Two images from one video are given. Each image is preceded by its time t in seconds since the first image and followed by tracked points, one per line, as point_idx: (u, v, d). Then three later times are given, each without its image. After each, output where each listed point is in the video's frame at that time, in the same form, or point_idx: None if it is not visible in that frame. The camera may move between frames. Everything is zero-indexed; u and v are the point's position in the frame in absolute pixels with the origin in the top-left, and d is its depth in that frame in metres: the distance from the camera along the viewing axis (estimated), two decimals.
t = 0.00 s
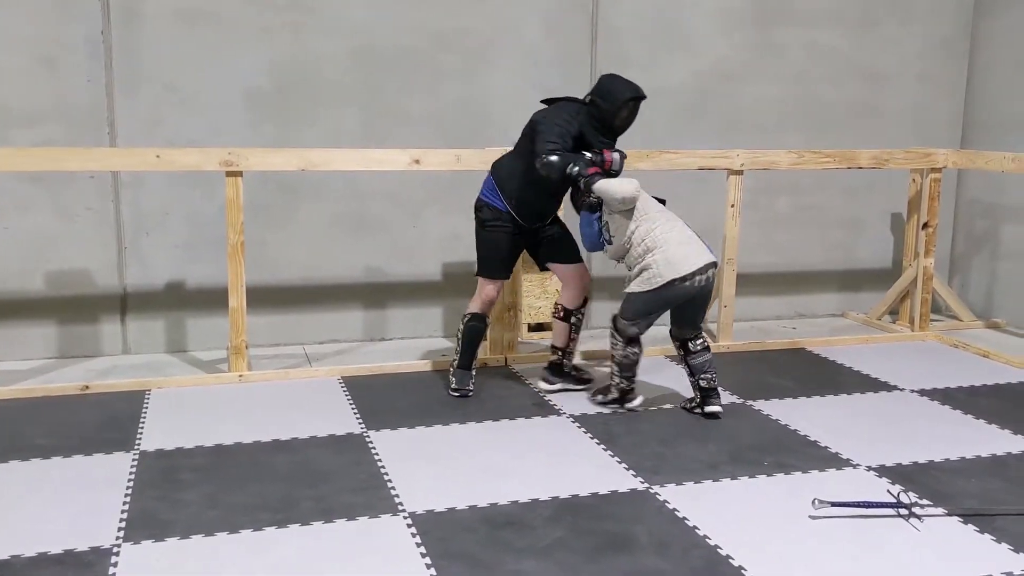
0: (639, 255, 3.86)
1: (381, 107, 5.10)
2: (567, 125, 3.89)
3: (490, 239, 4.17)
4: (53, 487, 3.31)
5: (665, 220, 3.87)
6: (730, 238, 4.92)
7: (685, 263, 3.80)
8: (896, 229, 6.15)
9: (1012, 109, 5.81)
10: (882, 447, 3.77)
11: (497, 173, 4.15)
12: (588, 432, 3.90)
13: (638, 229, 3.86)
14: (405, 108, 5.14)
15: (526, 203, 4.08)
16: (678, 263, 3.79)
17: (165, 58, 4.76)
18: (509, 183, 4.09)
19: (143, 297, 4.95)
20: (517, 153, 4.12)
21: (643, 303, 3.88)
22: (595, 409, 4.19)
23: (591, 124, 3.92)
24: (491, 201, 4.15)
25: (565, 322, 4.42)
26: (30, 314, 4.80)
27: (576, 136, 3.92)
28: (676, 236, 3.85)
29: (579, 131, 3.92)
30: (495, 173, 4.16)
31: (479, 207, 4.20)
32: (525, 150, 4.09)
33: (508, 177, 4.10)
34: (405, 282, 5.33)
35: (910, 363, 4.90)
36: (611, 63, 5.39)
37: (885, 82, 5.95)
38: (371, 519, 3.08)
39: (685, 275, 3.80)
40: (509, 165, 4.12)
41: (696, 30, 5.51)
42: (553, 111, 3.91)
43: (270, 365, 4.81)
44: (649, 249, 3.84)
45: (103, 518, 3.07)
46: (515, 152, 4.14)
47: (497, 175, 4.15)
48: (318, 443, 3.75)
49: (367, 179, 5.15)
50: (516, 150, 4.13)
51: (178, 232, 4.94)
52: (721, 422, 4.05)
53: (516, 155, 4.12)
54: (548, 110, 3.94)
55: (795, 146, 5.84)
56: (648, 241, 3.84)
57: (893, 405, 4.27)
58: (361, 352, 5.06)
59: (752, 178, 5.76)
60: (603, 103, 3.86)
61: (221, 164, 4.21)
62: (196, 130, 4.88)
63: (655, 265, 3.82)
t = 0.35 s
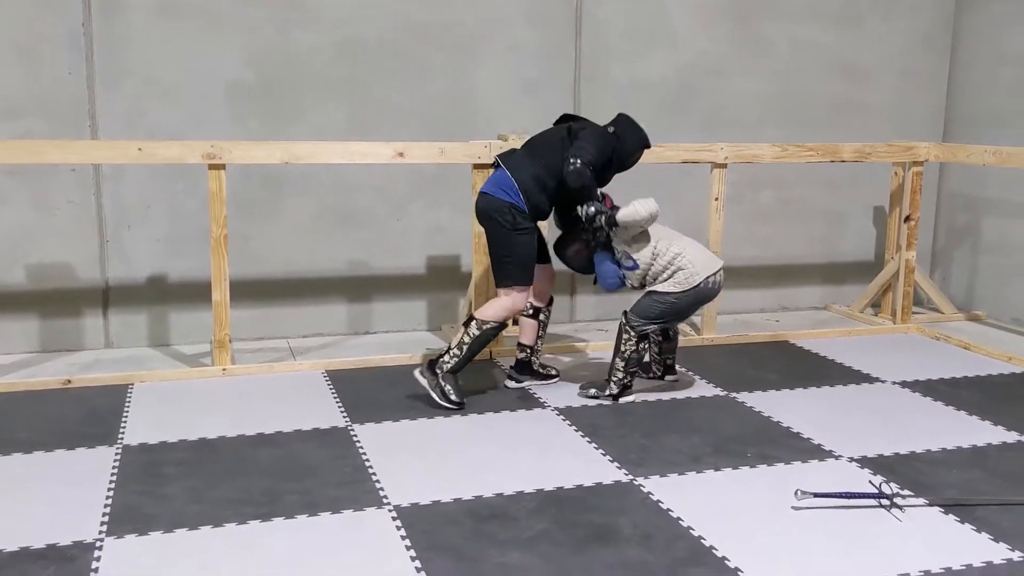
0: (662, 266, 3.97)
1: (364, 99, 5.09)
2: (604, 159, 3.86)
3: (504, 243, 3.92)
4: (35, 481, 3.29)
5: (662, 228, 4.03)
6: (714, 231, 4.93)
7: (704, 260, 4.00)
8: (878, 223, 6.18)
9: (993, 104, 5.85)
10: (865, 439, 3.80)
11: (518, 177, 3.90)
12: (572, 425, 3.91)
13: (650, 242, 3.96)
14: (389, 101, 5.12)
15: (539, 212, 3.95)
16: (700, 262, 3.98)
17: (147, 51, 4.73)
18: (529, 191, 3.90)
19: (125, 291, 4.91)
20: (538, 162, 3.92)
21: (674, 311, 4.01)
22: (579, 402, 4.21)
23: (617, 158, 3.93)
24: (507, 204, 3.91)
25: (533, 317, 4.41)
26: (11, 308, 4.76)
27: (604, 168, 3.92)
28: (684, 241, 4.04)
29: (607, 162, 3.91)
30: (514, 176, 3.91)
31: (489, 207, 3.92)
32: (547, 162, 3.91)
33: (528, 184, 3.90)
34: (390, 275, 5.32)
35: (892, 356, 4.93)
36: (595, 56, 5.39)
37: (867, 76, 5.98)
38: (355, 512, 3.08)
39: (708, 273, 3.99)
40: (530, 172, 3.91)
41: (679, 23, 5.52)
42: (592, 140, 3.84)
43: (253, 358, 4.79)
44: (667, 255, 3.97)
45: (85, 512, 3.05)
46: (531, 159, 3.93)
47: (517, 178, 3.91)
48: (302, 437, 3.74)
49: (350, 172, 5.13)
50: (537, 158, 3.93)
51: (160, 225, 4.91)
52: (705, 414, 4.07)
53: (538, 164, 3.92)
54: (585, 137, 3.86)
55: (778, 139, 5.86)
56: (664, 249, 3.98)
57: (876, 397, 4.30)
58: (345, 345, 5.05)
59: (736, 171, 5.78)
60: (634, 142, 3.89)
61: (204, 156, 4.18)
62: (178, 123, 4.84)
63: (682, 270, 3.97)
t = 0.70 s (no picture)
0: (660, 261, 3.99)
1: (345, 85, 5.06)
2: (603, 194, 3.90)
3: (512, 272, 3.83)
4: (16, 470, 3.27)
5: (655, 229, 4.07)
6: (696, 216, 4.94)
7: (704, 248, 4.00)
8: (859, 208, 6.21)
9: (972, 89, 5.88)
10: (846, 423, 3.83)
11: (525, 209, 3.85)
12: (555, 411, 3.92)
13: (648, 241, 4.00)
14: (369, 86, 5.10)
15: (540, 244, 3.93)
16: (700, 250, 3.98)
17: (124, 35, 4.68)
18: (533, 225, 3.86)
19: (105, 278, 4.88)
20: (543, 195, 3.88)
21: (681, 299, 3.99)
22: (562, 387, 4.21)
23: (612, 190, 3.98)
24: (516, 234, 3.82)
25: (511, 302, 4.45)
26: None
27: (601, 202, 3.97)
28: (680, 236, 4.04)
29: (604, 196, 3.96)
30: (524, 208, 3.85)
31: (502, 237, 3.80)
32: (552, 196, 3.89)
33: (533, 219, 3.86)
34: (372, 261, 5.31)
35: (873, 340, 4.97)
36: (576, 41, 5.38)
37: (848, 61, 6.00)
38: (338, 498, 3.08)
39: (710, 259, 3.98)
40: (536, 206, 3.86)
41: (660, 8, 5.52)
42: (593, 178, 3.87)
43: (235, 345, 4.77)
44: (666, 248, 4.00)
45: (66, 500, 3.04)
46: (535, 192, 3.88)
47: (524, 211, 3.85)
48: (285, 424, 3.73)
49: (331, 158, 5.10)
50: (542, 191, 3.89)
51: (140, 212, 4.87)
52: (687, 399, 4.09)
53: (543, 198, 3.88)
54: (585, 176, 3.87)
55: (759, 125, 5.87)
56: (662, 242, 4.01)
57: (856, 381, 4.33)
58: (328, 332, 5.03)
59: (718, 157, 5.79)
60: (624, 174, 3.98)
61: (183, 142, 4.15)
62: (156, 108, 4.81)
63: (682, 259, 3.97)
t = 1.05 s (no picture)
0: (668, 256, 4.05)
1: (325, 77, 5.03)
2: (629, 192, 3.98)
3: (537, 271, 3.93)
4: None
5: (668, 226, 4.14)
6: (677, 209, 4.95)
7: (710, 243, 4.03)
8: (838, 201, 6.25)
9: (950, 83, 5.92)
10: (827, 415, 3.85)
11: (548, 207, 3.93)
12: (537, 404, 3.92)
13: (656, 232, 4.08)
14: (350, 79, 5.07)
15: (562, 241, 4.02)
16: (706, 246, 4.02)
17: (102, 26, 4.64)
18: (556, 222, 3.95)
19: (83, 272, 4.84)
20: (568, 196, 3.95)
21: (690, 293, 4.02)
22: (544, 380, 4.21)
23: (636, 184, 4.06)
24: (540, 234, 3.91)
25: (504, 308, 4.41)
26: None
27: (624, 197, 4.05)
28: (690, 232, 4.10)
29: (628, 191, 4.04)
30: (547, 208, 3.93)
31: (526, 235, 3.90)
32: (576, 197, 3.96)
33: (558, 219, 3.94)
34: (353, 255, 5.29)
35: (853, 333, 5.00)
36: (557, 34, 5.37)
37: (828, 54, 6.02)
38: (319, 492, 3.08)
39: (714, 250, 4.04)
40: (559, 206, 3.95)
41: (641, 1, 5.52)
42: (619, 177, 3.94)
43: (215, 339, 4.74)
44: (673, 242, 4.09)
45: (44, 495, 3.01)
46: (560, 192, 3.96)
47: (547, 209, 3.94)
48: (265, 418, 3.72)
49: (312, 151, 5.08)
50: (568, 192, 3.95)
51: (118, 205, 4.84)
52: (669, 392, 4.10)
53: (569, 199, 3.95)
54: (611, 177, 3.94)
55: (740, 118, 5.89)
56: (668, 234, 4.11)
57: (836, 373, 4.36)
58: (309, 326, 5.02)
59: (699, 150, 5.80)
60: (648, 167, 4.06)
61: (161, 135, 4.11)
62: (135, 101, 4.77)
63: (688, 254, 4.02)
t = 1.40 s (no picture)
0: (676, 294, 4.22)
1: (296, 72, 5.00)
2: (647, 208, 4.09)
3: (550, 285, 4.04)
4: None
5: (690, 261, 4.24)
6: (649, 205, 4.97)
7: (718, 299, 4.18)
8: (809, 197, 6.30)
9: (918, 81, 5.99)
10: (797, 409, 3.89)
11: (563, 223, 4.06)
12: (511, 399, 3.93)
13: (667, 279, 4.21)
14: (321, 74, 5.05)
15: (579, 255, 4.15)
16: (713, 302, 4.17)
17: (69, 20, 4.58)
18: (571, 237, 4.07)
19: (50, 269, 4.78)
20: (583, 212, 4.08)
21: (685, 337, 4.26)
22: (517, 376, 4.22)
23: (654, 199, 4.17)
24: (555, 250, 4.04)
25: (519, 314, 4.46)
26: None
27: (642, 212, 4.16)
28: (708, 278, 4.21)
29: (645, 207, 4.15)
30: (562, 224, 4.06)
31: (538, 252, 4.03)
32: (593, 214, 4.08)
33: (572, 234, 4.07)
34: (325, 251, 5.26)
35: (824, 327, 5.05)
36: (530, 29, 5.37)
37: (799, 51, 6.06)
38: (290, 490, 3.06)
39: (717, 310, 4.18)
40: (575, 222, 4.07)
41: None
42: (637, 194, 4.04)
43: (185, 337, 4.71)
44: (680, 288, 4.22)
45: (10, 496, 2.98)
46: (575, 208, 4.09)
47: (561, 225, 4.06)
48: (236, 415, 3.70)
49: (283, 147, 5.05)
50: (583, 209, 4.09)
51: (87, 201, 4.78)
52: (641, 387, 4.12)
53: (584, 215, 4.08)
54: (629, 195, 4.03)
55: (712, 114, 5.92)
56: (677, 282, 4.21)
57: (807, 367, 4.40)
58: (281, 323, 4.99)
59: (671, 146, 5.82)
60: (667, 181, 4.17)
61: (130, 131, 4.07)
62: (103, 96, 4.71)
63: (693, 303, 4.19)
